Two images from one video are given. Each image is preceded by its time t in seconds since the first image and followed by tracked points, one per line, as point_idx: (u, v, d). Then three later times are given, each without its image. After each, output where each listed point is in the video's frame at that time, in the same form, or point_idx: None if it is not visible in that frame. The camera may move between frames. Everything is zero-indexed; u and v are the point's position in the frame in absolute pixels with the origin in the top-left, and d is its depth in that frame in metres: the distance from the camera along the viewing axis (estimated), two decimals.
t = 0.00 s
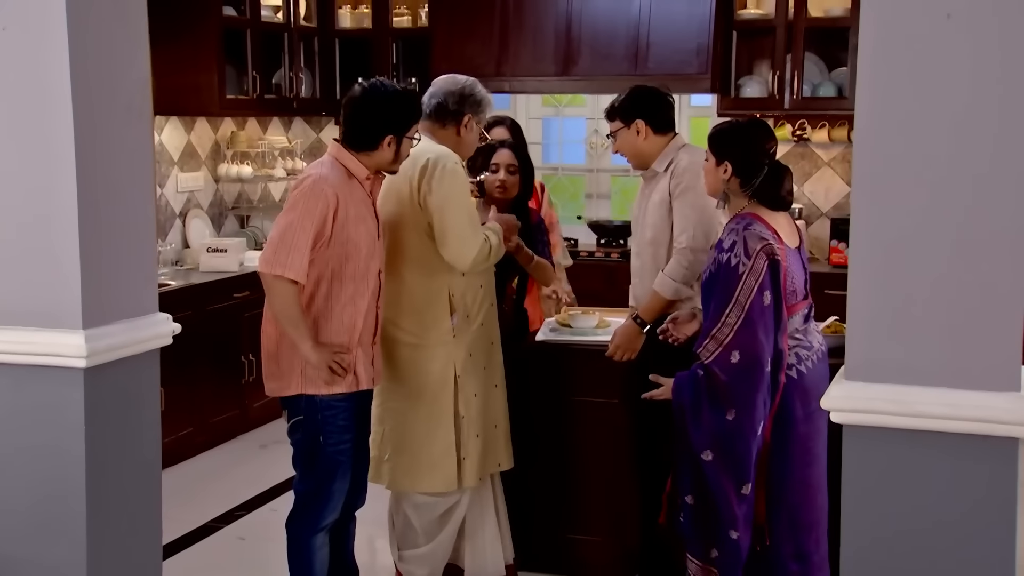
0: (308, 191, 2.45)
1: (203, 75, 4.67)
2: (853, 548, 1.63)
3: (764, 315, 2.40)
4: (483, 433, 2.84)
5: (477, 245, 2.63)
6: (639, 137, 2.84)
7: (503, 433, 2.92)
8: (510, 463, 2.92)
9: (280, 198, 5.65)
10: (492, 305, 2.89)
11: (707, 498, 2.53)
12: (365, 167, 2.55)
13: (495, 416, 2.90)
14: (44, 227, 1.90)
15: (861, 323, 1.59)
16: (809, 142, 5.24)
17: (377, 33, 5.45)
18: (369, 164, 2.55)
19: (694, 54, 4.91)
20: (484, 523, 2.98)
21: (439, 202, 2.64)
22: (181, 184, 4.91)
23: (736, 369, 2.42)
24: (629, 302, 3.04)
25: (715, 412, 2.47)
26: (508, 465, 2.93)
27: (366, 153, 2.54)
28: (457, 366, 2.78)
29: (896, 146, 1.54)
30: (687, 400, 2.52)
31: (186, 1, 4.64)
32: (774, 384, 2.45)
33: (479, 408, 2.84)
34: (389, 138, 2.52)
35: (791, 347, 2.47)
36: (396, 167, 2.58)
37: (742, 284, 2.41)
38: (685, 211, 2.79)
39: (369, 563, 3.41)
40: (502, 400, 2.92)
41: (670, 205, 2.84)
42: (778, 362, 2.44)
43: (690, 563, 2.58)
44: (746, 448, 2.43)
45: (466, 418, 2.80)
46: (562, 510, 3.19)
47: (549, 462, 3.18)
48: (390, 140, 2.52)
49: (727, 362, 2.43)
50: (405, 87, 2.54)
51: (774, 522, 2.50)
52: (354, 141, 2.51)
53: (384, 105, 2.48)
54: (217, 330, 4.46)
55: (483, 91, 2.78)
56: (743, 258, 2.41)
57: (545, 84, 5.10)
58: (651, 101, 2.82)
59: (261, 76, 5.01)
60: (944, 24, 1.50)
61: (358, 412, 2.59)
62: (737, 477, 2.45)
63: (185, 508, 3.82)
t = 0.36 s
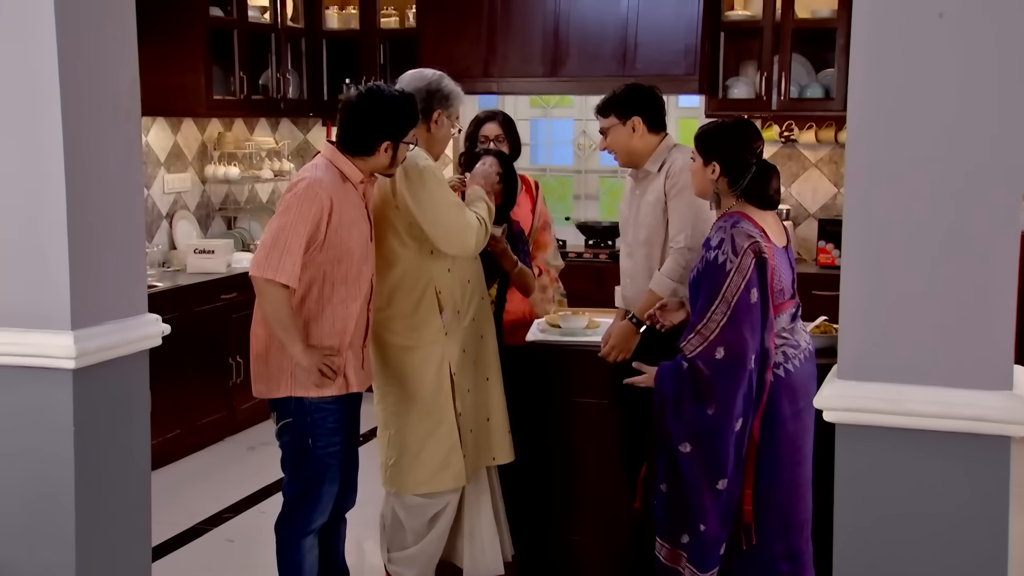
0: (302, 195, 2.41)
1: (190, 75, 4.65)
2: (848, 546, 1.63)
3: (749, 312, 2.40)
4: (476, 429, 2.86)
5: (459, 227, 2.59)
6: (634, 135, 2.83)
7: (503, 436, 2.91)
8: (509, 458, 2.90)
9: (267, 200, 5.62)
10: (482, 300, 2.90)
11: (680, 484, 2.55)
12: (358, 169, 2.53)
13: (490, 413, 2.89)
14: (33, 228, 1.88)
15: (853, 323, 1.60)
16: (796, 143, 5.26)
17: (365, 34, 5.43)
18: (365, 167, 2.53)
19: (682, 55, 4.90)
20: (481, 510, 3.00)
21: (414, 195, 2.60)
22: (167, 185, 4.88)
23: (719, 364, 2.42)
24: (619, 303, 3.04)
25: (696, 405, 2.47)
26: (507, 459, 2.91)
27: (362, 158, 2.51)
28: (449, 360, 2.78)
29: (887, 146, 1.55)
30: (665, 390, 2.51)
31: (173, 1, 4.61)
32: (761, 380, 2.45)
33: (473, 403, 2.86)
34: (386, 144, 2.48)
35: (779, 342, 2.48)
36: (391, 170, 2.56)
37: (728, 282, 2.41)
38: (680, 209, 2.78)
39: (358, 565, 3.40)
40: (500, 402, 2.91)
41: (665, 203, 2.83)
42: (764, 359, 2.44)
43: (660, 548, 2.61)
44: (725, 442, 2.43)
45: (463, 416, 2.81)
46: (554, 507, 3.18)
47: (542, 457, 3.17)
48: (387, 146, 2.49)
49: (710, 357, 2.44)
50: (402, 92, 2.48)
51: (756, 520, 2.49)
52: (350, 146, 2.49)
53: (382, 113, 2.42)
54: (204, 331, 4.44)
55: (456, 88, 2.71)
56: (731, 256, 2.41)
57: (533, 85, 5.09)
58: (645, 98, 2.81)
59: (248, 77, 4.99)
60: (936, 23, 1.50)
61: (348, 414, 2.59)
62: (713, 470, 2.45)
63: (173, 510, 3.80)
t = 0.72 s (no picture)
0: (291, 194, 2.39)
1: (178, 75, 4.63)
2: (840, 544, 1.63)
3: (739, 311, 2.40)
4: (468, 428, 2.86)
5: (436, 218, 2.59)
6: (630, 132, 2.82)
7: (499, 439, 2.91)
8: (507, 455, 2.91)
9: (256, 200, 5.60)
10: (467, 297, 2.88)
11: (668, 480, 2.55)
12: (344, 166, 2.51)
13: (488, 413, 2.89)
14: (22, 227, 1.87)
15: (845, 321, 1.60)
16: (786, 143, 5.27)
17: (354, 33, 5.41)
18: (348, 162, 2.50)
19: (672, 55, 4.89)
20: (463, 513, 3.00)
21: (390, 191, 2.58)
22: (156, 185, 4.86)
23: (707, 361, 2.43)
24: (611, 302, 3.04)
25: (683, 402, 2.48)
26: (500, 458, 2.90)
27: (347, 154, 2.48)
28: (431, 358, 2.76)
29: (879, 145, 1.55)
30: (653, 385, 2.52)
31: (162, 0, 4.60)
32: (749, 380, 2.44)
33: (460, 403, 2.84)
34: (371, 137, 2.45)
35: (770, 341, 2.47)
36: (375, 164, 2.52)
37: (719, 281, 2.41)
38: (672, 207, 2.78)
39: (348, 565, 3.39)
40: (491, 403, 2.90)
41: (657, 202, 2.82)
42: (751, 356, 2.43)
43: (650, 546, 2.61)
44: (710, 439, 2.44)
45: (448, 414, 2.79)
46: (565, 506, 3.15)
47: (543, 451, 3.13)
48: (372, 138, 2.45)
49: (698, 355, 2.44)
50: (383, 84, 2.45)
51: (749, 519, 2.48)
52: (336, 143, 2.45)
53: (366, 104, 2.39)
54: (193, 331, 4.42)
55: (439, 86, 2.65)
56: (723, 253, 2.41)
57: (523, 84, 5.09)
58: (643, 96, 2.80)
59: (237, 76, 4.97)
60: (927, 20, 1.51)
61: (338, 414, 2.58)
62: (700, 467, 2.45)
63: (162, 511, 3.78)
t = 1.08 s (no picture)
0: (274, 192, 2.38)
1: (169, 73, 4.62)
2: (830, 542, 1.63)
3: (730, 311, 2.40)
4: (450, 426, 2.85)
5: (412, 214, 2.55)
6: (629, 128, 2.82)
7: (488, 442, 2.90)
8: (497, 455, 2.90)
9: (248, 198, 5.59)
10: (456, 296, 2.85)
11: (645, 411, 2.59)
12: (328, 162, 2.51)
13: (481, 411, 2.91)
14: (10, 225, 1.86)
15: (836, 318, 1.60)
16: (778, 142, 5.27)
17: (346, 32, 5.40)
18: (329, 157, 2.50)
19: (664, 54, 4.86)
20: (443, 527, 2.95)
21: (367, 189, 2.59)
22: (147, 184, 4.85)
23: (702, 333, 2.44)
24: (601, 300, 3.02)
25: (666, 335, 2.51)
26: (489, 457, 2.89)
27: (328, 148, 2.48)
28: (415, 359, 2.74)
29: (871, 141, 1.55)
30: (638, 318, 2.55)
31: None
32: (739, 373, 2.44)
33: (444, 402, 2.83)
34: (352, 129, 2.46)
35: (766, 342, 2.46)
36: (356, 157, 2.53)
37: (713, 278, 2.41)
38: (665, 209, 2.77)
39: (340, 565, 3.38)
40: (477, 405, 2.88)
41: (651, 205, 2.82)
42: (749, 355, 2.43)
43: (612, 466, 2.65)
44: (683, 370, 2.49)
45: (432, 413, 2.78)
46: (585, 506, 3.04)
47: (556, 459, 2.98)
48: (352, 131, 2.47)
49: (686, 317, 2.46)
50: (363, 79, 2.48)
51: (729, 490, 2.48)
52: (316, 137, 2.45)
53: (346, 96, 2.41)
54: (185, 330, 4.41)
55: (421, 82, 2.63)
56: (717, 254, 2.41)
57: (515, 83, 5.08)
58: (642, 95, 2.80)
59: (229, 75, 4.96)
60: (915, 18, 1.51)
61: (330, 413, 2.57)
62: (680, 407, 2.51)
63: (153, 511, 3.76)
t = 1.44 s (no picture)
0: (254, 195, 2.37)
1: (162, 75, 4.61)
2: (818, 544, 1.64)
3: (716, 309, 2.41)
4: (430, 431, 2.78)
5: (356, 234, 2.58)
6: (623, 133, 2.76)
7: (473, 447, 2.84)
8: (473, 465, 2.83)
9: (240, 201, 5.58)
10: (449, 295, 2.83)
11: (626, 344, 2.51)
12: (304, 160, 2.51)
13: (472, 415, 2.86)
14: None
15: (826, 320, 1.60)
16: (771, 144, 5.28)
17: (339, 34, 5.40)
18: (306, 154, 2.51)
19: (657, 56, 4.86)
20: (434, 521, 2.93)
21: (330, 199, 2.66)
22: (140, 186, 4.84)
23: (693, 307, 2.43)
24: (590, 301, 2.97)
25: (668, 282, 2.44)
26: (468, 466, 2.83)
27: (300, 144, 2.50)
28: (392, 361, 2.71)
29: (860, 143, 1.55)
30: (659, 261, 2.46)
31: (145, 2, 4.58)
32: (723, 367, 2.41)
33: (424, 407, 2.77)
34: (324, 126, 2.49)
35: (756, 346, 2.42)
36: (331, 158, 2.55)
37: (705, 270, 2.43)
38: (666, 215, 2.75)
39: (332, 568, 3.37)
40: (465, 411, 2.83)
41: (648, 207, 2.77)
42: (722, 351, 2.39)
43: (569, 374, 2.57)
44: (672, 321, 2.44)
45: (409, 418, 2.73)
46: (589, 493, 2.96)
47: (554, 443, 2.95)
48: (323, 127, 2.49)
49: (683, 282, 2.44)
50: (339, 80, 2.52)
51: (660, 462, 2.46)
52: (289, 131, 2.47)
53: (320, 93, 2.44)
54: (177, 332, 4.40)
55: (409, 82, 2.62)
56: (713, 250, 2.43)
57: (508, 85, 5.07)
58: (632, 95, 2.73)
59: (221, 77, 4.95)
60: (903, 19, 1.51)
61: (322, 415, 2.56)
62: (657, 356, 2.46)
63: (144, 515, 3.75)
